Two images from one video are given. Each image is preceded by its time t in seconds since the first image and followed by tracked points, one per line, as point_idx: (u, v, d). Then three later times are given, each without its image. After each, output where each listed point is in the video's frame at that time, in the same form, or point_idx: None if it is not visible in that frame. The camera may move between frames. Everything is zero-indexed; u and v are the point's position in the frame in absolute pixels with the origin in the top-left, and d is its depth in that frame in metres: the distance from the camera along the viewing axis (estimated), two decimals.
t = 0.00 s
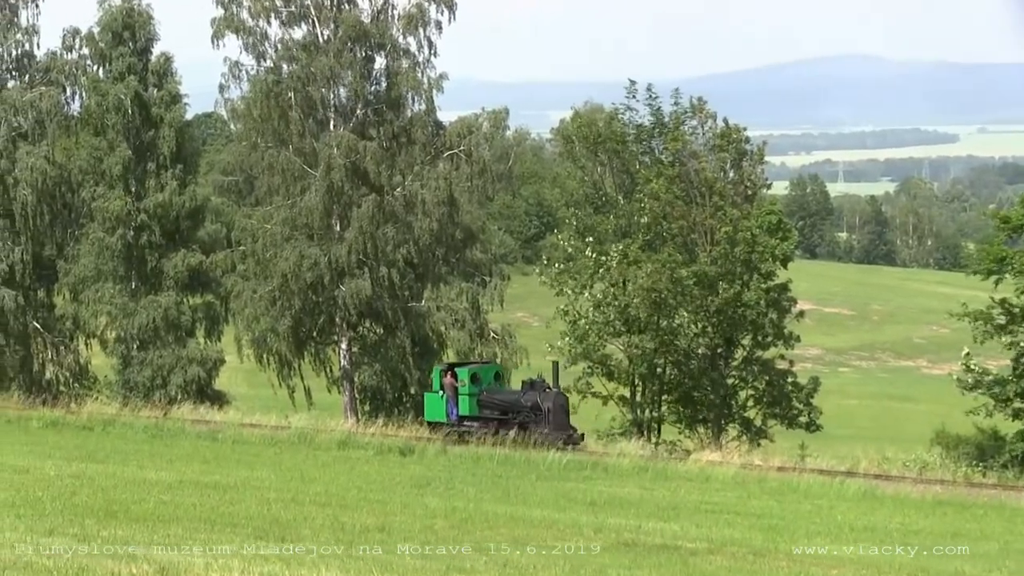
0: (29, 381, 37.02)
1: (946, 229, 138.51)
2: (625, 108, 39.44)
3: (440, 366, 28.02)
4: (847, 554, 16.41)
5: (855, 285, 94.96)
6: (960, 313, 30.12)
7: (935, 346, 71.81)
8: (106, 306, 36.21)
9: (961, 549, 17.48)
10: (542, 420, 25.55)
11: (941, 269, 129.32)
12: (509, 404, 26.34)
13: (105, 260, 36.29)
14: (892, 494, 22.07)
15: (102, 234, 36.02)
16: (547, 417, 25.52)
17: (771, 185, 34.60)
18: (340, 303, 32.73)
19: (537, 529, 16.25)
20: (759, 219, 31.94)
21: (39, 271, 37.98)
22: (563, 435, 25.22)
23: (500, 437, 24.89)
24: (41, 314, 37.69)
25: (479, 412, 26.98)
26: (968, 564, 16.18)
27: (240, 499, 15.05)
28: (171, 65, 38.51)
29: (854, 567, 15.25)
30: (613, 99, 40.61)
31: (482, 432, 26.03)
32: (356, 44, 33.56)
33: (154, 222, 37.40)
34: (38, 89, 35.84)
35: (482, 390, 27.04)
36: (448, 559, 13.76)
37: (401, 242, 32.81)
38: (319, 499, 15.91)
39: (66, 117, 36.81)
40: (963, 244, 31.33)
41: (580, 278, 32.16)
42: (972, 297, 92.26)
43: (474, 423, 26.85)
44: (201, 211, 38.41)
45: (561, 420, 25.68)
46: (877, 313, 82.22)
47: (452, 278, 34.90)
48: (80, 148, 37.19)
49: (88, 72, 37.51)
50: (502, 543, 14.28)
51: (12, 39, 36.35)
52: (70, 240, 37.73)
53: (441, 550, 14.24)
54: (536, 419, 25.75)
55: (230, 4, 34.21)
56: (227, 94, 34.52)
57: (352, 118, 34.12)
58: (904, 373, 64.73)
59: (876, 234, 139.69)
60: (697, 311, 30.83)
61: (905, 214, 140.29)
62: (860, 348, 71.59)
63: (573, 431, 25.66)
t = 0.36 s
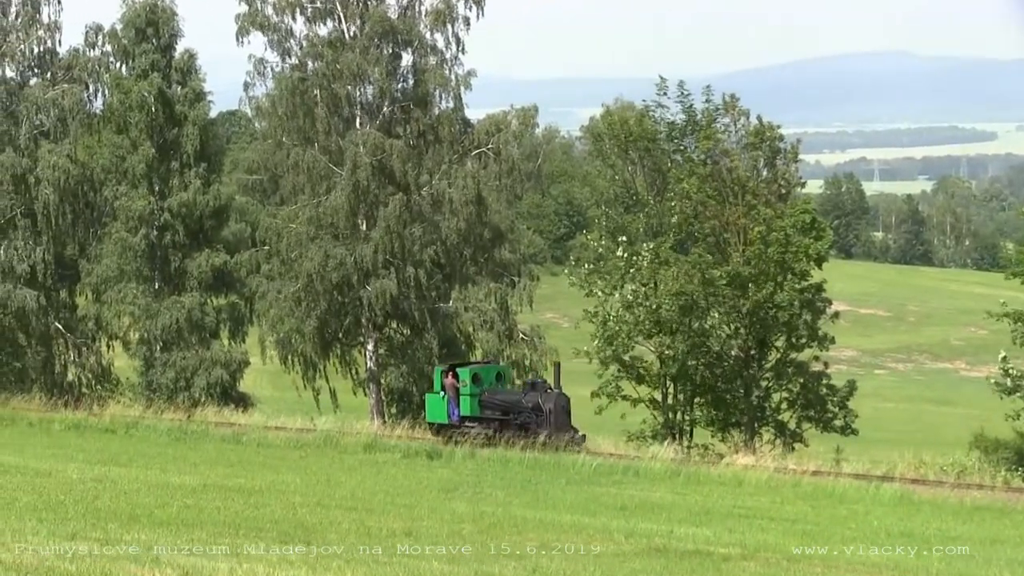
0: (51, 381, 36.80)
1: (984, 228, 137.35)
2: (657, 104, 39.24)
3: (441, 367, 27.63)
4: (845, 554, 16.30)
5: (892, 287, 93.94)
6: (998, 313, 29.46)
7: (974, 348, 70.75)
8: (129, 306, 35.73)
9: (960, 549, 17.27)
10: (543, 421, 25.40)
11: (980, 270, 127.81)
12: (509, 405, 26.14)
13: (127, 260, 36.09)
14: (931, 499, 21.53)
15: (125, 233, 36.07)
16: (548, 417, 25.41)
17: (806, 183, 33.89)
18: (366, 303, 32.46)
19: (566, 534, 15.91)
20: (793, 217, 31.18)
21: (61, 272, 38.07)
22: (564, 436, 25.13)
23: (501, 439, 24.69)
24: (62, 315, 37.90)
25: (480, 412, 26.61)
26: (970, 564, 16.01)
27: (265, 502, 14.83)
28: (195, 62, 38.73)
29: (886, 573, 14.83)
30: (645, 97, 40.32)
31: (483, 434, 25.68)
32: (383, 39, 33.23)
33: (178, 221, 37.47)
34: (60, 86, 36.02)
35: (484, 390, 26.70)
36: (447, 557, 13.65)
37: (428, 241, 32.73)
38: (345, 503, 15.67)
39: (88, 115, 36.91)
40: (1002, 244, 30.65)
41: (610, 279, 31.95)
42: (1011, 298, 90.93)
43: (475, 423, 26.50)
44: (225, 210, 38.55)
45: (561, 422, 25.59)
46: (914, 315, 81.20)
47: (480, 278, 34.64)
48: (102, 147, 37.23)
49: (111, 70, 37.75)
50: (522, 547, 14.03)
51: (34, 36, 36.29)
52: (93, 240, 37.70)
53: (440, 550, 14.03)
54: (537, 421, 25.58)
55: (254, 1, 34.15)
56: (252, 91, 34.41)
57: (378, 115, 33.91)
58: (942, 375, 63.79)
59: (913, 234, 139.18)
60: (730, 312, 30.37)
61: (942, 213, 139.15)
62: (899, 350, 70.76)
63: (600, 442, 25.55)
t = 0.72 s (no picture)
0: (74, 383, 36.82)
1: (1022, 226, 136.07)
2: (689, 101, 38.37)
3: (442, 368, 27.81)
4: (846, 554, 16.15)
5: (928, 287, 92.93)
6: None
7: (1012, 350, 69.76)
8: (152, 306, 35.83)
9: (961, 548, 17.09)
10: (544, 422, 25.32)
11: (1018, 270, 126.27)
12: (510, 405, 26.14)
13: (150, 260, 36.17)
14: (969, 504, 21.01)
15: (148, 233, 36.05)
16: (548, 418, 25.30)
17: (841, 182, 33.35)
18: (391, 303, 32.28)
19: (595, 538, 15.58)
20: (826, 217, 30.69)
21: (83, 271, 37.91)
22: (565, 437, 25.00)
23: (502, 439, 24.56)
24: (85, 315, 37.66)
25: (482, 413, 26.71)
26: (981, 565, 15.83)
27: (290, 506, 14.59)
28: (220, 58, 38.63)
29: None
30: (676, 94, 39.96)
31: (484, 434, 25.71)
32: (409, 35, 33.00)
33: (201, 220, 37.49)
34: (83, 83, 36.01)
35: (485, 390, 26.83)
36: (450, 558, 13.46)
37: (456, 241, 32.57)
38: (370, 507, 15.41)
39: (111, 112, 37.03)
40: None
41: (641, 280, 31.55)
42: None
43: (476, 424, 26.62)
44: (249, 210, 38.37)
45: (563, 422, 25.46)
46: (951, 316, 80.26)
47: (508, 279, 34.25)
48: (124, 144, 37.19)
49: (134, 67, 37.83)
50: (549, 552, 13.73)
51: (55, 32, 36.31)
52: (115, 240, 37.47)
53: (441, 551, 13.82)
54: (538, 421, 25.48)
55: None
56: (276, 87, 34.22)
57: (405, 112, 33.72)
58: (979, 378, 62.93)
59: (950, 233, 137.94)
60: (761, 312, 29.91)
61: (979, 212, 137.87)
62: (935, 352, 69.94)
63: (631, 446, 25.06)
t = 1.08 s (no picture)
0: (91, 385, 36.50)
1: None
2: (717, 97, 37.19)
3: (440, 368, 27.46)
4: (845, 553, 16.05)
5: (961, 288, 91.82)
6: None
7: None
8: (172, 307, 35.33)
9: (961, 549, 16.96)
10: (541, 422, 24.87)
11: None
12: (508, 406, 25.72)
13: (168, 259, 35.69)
14: (1005, 509, 20.52)
15: (167, 232, 35.71)
16: (546, 418, 24.82)
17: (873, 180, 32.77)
18: (415, 304, 32.09)
19: (622, 543, 15.26)
20: (857, 215, 30.21)
21: (101, 271, 37.84)
22: (562, 438, 24.47)
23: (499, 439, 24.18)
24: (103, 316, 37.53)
25: (479, 414, 26.28)
26: (975, 564, 15.83)
27: (311, 510, 14.36)
28: (239, 54, 38.51)
29: None
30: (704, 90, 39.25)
31: (481, 434, 25.42)
32: (433, 31, 32.94)
33: (221, 219, 37.28)
34: (101, 80, 35.47)
35: (483, 391, 26.42)
36: (451, 559, 13.23)
37: (481, 240, 32.38)
38: (393, 511, 15.15)
39: (130, 110, 36.55)
40: None
41: (667, 281, 30.99)
42: None
43: (474, 424, 26.21)
44: (270, 209, 38.71)
45: (562, 422, 24.95)
46: (985, 317, 79.24)
47: (533, 278, 34.13)
48: (143, 142, 37.23)
49: (152, 62, 37.16)
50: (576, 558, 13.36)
51: (74, 29, 36.01)
52: (134, 239, 37.34)
53: (441, 550, 13.64)
54: (536, 421, 25.08)
55: None
56: (297, 84, 34.04)
57: (428, 109, 33.42)
58: (1015, 380, 62.02)
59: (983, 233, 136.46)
60: (793, 317, 29.20)
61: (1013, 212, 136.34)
62: (970, 353, 69.06)
63: (658, 448, 24.90)
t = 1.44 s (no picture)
0: (104, 386, 36.59)
1: None
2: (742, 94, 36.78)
3: (434, 368, 27.37)
4: (844, 553, 15.92)
5: (991, 288, 90.79)
6: None
7: None
8: (187, 307, 35.29)
9: (962, 549, 16.83)
10: (535, 423, 24.70)
11: None
12: (501, 407, 25.46)
13: (185, 258, 35.47)
14: None
15: (183, 231, 35.46)
16: (540, 419, 24.65)
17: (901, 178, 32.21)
18: (435, 304, 31.86)
19: (644, 548, 14.94)
20: (886, 214, 29.56)
21: (115, 271, 37.77)
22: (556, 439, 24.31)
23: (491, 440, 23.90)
24: (117, 316, 37.44)
25: (472, 414, 26.10)
26: (971, 565, 15.68)
27: (329, 513, 14.15)
28: (256, 50, 38.45)
29: None
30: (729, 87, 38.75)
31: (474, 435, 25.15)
32: (454, 27, 32.77)
33: (237, 218, 37.05)
34: (116, 76, 35.50)
35: (476, 391, 26.28)
36: (449, 559, 13.04)
37: (501, 239, 32.14)
38: (411, 514, 14.91)
39: (145, 106, 36.51)
40: None
41: (692, 280, 30.80)
42: None
43: (466, 425, 26.00)
44: (286, 207, 38.34)
45: (555, 423, 24.76)
46: (1016, 318, 78.25)
47: (555, 277, 34.03)
48: (159, 139, 36.91)
49: (169, 59, 37.36)
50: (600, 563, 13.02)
51: (89, 24, 35.91)
52: (148, 237, 37.60)
53: (441, 550, 13.45)
54: (529, 423, 24.90)
55: None
56: (315, 80, 33.85)
57: (448, 106, 33.14)
58: None
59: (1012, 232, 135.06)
60: (819, 317, 28.89)
61: None
62: (1001, 355, 68.20)
63: (681, 451, 24.40)
